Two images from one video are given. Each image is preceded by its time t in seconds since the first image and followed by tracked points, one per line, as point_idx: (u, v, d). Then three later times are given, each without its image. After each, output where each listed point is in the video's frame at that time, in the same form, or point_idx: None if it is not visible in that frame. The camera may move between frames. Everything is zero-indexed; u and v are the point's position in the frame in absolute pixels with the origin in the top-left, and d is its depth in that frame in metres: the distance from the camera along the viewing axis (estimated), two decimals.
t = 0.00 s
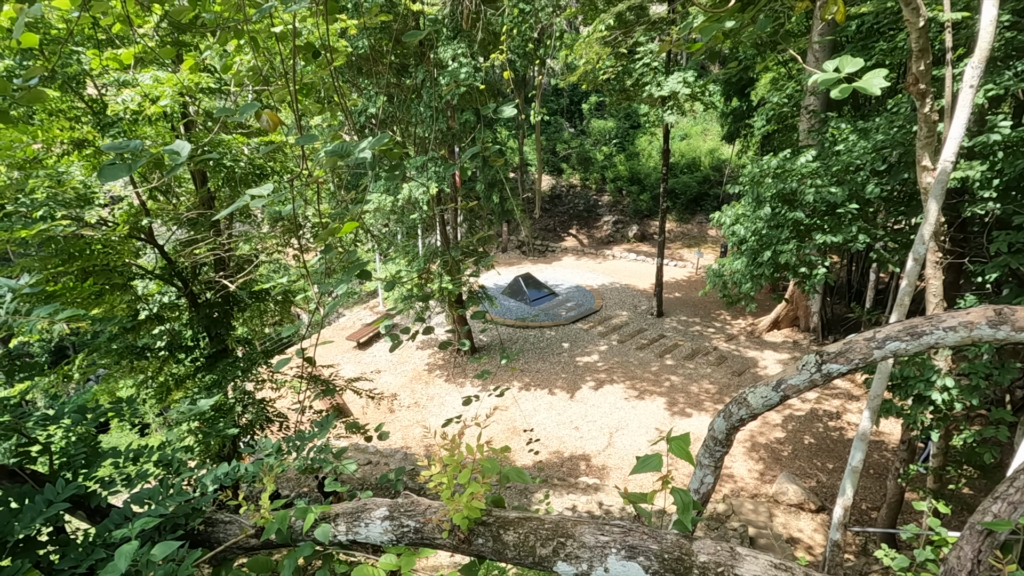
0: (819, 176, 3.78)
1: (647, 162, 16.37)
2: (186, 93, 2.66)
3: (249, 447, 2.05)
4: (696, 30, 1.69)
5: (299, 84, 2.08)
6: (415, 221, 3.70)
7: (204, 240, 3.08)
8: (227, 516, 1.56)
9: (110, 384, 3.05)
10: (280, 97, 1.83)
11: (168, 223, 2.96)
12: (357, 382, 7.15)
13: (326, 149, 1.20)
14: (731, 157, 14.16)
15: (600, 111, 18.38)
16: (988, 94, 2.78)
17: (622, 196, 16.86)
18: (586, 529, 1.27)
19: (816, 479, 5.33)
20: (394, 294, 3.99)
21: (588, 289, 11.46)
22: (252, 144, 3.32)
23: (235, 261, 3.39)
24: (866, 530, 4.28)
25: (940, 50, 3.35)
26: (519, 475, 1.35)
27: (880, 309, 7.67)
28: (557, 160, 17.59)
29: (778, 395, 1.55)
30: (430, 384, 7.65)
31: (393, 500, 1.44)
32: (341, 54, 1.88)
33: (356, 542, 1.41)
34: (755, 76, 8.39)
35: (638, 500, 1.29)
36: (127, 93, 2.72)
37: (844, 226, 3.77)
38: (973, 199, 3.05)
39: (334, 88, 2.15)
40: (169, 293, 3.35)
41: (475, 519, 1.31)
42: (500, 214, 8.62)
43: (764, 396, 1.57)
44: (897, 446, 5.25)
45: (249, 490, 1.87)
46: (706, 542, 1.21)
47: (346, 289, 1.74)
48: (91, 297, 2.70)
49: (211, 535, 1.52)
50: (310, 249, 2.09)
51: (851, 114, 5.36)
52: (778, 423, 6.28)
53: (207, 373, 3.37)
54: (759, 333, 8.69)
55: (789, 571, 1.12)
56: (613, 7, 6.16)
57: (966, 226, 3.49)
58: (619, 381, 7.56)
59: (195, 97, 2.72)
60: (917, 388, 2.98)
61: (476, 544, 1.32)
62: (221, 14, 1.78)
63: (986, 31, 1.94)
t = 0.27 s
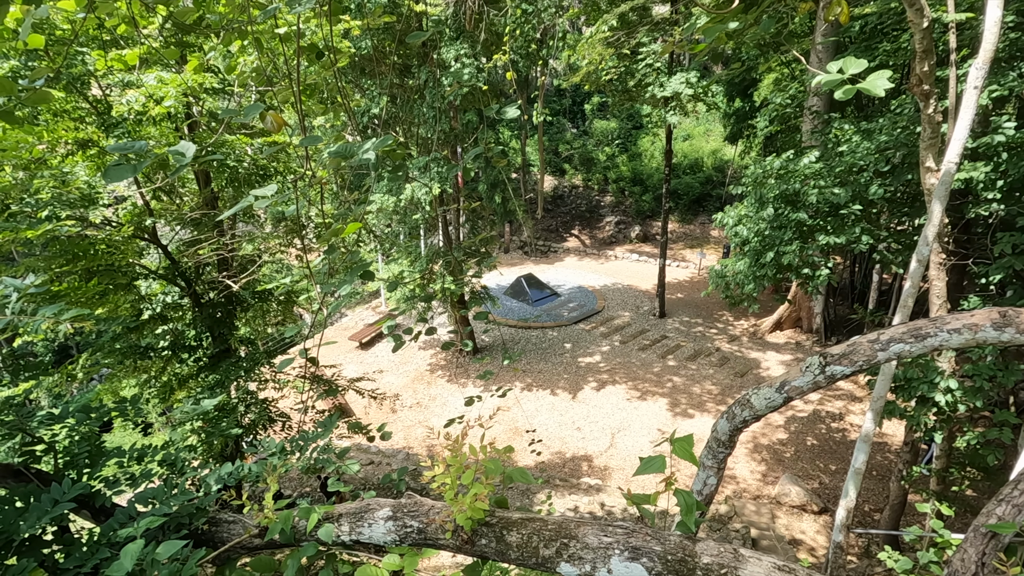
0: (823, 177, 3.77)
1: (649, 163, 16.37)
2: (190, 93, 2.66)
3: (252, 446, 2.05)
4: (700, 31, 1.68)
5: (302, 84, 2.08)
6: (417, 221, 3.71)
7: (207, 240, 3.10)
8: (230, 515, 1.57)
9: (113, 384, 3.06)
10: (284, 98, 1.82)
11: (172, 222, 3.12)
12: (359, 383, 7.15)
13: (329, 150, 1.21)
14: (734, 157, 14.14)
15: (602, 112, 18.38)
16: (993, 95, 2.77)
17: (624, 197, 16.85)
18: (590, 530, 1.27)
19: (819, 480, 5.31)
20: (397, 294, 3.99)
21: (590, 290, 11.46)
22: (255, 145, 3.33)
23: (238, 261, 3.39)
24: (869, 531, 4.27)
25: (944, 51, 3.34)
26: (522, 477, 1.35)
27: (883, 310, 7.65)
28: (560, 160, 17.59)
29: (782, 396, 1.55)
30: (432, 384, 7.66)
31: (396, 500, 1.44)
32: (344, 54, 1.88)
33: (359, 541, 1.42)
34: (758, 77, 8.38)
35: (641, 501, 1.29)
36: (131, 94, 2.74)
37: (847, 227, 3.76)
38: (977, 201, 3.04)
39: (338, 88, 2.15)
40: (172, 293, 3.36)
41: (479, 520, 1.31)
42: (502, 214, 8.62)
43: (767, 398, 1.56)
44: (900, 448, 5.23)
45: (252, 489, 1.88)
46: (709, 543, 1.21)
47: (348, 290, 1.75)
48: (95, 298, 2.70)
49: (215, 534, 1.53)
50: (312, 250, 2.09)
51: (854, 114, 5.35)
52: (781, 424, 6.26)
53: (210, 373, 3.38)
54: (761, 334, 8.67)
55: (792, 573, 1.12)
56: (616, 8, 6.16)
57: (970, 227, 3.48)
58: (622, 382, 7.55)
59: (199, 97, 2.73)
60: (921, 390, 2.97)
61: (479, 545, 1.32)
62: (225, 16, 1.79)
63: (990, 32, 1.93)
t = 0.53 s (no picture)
0: (824, 177, 3.76)
1: (650, 162, 16.37)
2: (193, 93, 2.67)
3: (254, 447, 2.05)
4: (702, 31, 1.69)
5: (304, 85, 2.09)
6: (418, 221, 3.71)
7: (209, 240, 3.11)
8: (234, 516, 1.57)
9: (115, 384, 3.06)
10: (287, 99, 1.83)
11: (174, 223, 3.12)
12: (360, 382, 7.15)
13: (332, 151, 1.22)
14: (734, 157, 14.14)
15: (603, 112, 18.39)
16: (994, 95, 2.77)
17: (625, 197, 16.86)
18: (595, 531, 1.28)
19: (819, 480, 5.32)
20: (398, 294, 4.00)
21: (590, 290, 11.46)
22: (257, 146, 3.33)
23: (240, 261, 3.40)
24: (870, 531, 4.27)
25: (946, 51, 3.33)
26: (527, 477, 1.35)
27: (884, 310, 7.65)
28: (560, 160, 17.58)
29: (786, 397, 1.56)
30: (433, 384, 7.66)
31: (400, 501, 1.45)
32: (346, 55, 1.89)
33: (363, 542, 1.42)
34: (759, 77, 8.38)
35: (646, 502, 1.29)
36: (133, 94, 2.75)
37: (849, 227, 3.76)
38: (978, 200, 3.03)
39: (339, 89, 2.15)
40: (173, 293, 3.37)
41: (483, 521, 1.31)
42: (503, 214, 8.62)
43: (772, 399, 1.57)
44: (902, 447, 5.23)
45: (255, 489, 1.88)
46: (713, 544, 1.21)
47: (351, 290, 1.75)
48: (99, 298, 2.70)
49: (219, 535, 1.54)
50: (313, 250, 2.09)
51: (855, 114, 5.35)
52: (782, 424, 6.26)
53: (212, 373, 3.38)
54: (762, 334, 8.67)
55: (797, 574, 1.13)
56: (617, 8, 6.15)
57: (971, 227, 3.48)
58: (622, 382, 7.55)
59: (201, 97, 2.73)
60: (922, 390, 2.96)
61: (484, 546, 1.32)
62: (228, 17, 1.79)
63: (993, 32, 1.93)
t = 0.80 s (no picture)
0: (827, 177, 3.76)
1: (651, 162, 16.37)
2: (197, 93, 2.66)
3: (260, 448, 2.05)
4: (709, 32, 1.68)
5: (309, 85, 2.09)
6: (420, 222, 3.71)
7: (212, 241, 3.11)
8: (244, 519, 1.56)
9: (118, 385, 3.06)
10: (293, 99, 1.84)
11: (176, 223, 3.12)
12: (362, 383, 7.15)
13: (341, 153, 1.26)
14: (735, 157, 14.13)
15: (603, 112, 18.39)
16: (999, 95, 2.76)
17: (626, 197, 16.85)
18: (611, 535, 1.27)
19: (822, 480, 5.31)
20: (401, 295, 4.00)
21: (591, 289, 11.46)
22: (259, 146, 3.33)
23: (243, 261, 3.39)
24: (873, 532, 4.27)
25: (949, 51, 3.32)
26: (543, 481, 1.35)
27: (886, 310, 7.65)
28: (561, 160, 17.57)
29: (802, 400, 1.56)
30: (434, 384, 7.66)
31: (413, 504, 1.45)
32: (352, 55, 1.89)
33: (375, 546, 1.41)
34: (760, 77, 8.37)
35: (663, 505, 1.30)
36: (137, 95, 2.72)
37: (852, 227, 3.75)
38: (983, 200, 3.03)
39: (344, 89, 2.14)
40: (175, 293, 3.37)
41: (498, 524, 1.31)
42: (504, 214, 8.63)
43: (787, 402, 1.57)
44: (905, 448, 5.22)
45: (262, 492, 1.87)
46: (732, 549, 1.21)
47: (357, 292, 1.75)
48: (109, 298, 2.71)
49: (229, 538, 1.53)
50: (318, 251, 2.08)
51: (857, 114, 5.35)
52: (784, 424, 6.25)
53: (215, 374, 3.37)
54: (763, 334, 8.67)
55: None
56: (619, 8, 6.15)
57: (976, 227, 3.47)
58: (624, 382, 7.55)
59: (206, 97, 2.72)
60: (926, 391, 2.95)
61: (498, 550, 1.32)
62: (234, 18, 1.79)
63: (1001, 33, 1.93)
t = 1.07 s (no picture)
0: (831, 176, 3.74)
1: (652, 162, 16.36)
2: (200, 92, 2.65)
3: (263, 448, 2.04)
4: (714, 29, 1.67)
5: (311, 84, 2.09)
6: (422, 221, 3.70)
7: (214, 240, 3.10)
8: (249, 520, 1.55)
9: (120, 385, 3.05)
10: (296, 98, 1.83)
11: (178, 223, 3.12)
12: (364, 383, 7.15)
13: (349, 150, 1.24)
14: (736, 156, 14.12)
15: (605, 111, 18.38)
16: (1004, 93, 2.74)
17: (627, 196, 16.84)
18: (622, 537, 1.27)
19: (824, 480, 5.30)
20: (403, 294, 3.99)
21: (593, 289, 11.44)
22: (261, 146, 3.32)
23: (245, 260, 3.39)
24: (876, 532, 4.25)
25: (954, 49, 3.30)
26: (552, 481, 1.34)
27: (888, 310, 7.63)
28: (562, 160, 17.56)
29: (815, 400, 1.55)
30: (436, 384, 7.66)
31: (420, 505, 1.44)
32: (355, 54, 1.88)
33: (382, 547, 1.41)
34: (762, 76, 8.36)
35: (674, 507, 1.29)
36: (139, 93, 2.73)
37: (857, 226, 3.73)
38: (988, 199, 3.01)
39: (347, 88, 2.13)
40: (176, 293, 3.36)
41: (507, 525, 1.30)
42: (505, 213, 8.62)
43: (799, 401, 1.56)
44: (908, 448, 5.21)
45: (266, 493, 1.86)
46: (746, 551, 1.20)
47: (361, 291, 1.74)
48: (112, 296, 2.72)
49: (234, 539, 1.52)
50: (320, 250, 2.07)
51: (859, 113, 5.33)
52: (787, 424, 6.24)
53: (217, 373, 3.36)
54: (765, 333, 8.65)
55: None
56: (621, 7, 6.14)
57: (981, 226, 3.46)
58: (626, 382, 7.54)
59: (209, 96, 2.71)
60: (931, 390, 2.93)
61: (507, 552, 1.31)
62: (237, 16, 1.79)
63: (1009, 30, 1.92)
